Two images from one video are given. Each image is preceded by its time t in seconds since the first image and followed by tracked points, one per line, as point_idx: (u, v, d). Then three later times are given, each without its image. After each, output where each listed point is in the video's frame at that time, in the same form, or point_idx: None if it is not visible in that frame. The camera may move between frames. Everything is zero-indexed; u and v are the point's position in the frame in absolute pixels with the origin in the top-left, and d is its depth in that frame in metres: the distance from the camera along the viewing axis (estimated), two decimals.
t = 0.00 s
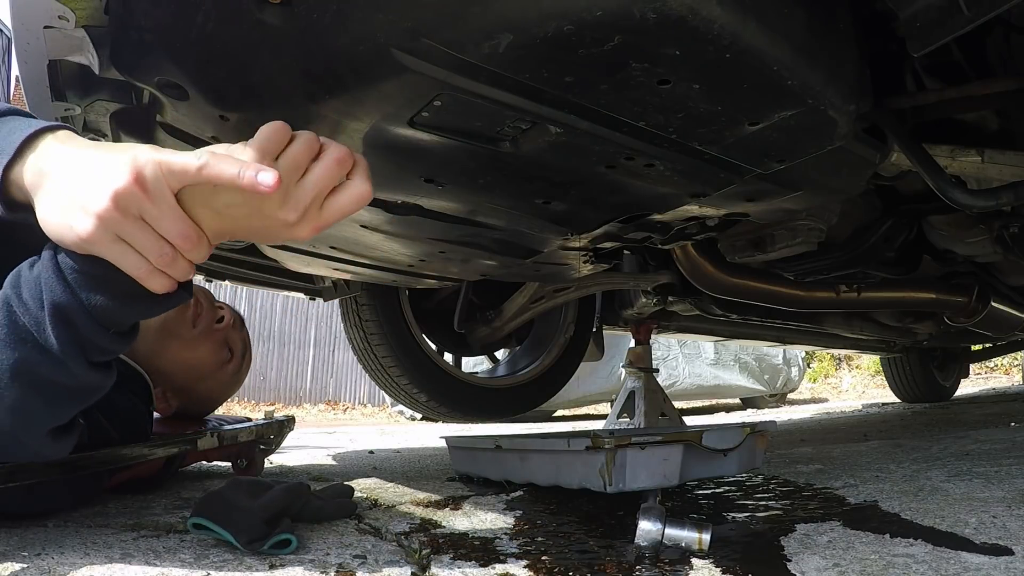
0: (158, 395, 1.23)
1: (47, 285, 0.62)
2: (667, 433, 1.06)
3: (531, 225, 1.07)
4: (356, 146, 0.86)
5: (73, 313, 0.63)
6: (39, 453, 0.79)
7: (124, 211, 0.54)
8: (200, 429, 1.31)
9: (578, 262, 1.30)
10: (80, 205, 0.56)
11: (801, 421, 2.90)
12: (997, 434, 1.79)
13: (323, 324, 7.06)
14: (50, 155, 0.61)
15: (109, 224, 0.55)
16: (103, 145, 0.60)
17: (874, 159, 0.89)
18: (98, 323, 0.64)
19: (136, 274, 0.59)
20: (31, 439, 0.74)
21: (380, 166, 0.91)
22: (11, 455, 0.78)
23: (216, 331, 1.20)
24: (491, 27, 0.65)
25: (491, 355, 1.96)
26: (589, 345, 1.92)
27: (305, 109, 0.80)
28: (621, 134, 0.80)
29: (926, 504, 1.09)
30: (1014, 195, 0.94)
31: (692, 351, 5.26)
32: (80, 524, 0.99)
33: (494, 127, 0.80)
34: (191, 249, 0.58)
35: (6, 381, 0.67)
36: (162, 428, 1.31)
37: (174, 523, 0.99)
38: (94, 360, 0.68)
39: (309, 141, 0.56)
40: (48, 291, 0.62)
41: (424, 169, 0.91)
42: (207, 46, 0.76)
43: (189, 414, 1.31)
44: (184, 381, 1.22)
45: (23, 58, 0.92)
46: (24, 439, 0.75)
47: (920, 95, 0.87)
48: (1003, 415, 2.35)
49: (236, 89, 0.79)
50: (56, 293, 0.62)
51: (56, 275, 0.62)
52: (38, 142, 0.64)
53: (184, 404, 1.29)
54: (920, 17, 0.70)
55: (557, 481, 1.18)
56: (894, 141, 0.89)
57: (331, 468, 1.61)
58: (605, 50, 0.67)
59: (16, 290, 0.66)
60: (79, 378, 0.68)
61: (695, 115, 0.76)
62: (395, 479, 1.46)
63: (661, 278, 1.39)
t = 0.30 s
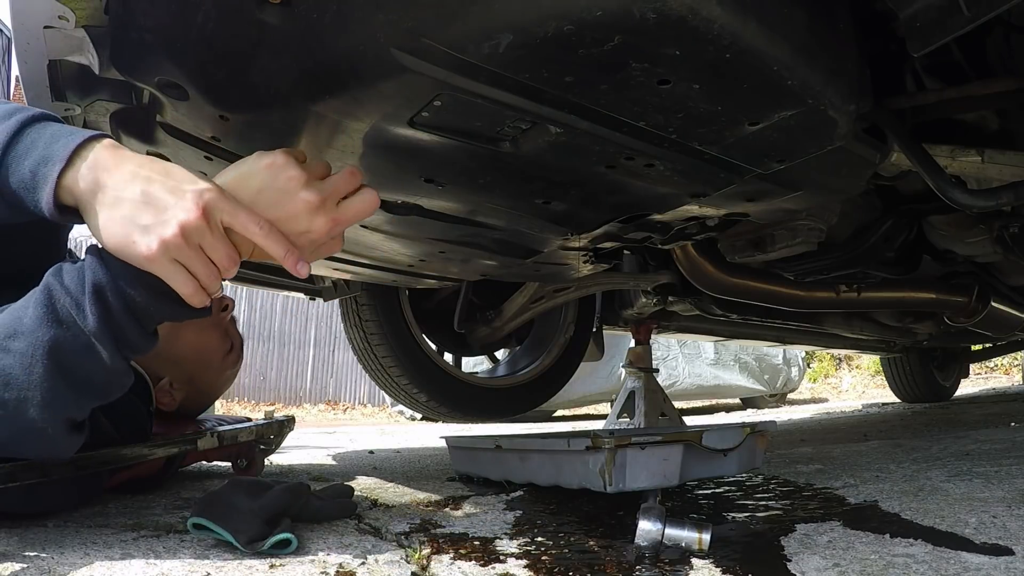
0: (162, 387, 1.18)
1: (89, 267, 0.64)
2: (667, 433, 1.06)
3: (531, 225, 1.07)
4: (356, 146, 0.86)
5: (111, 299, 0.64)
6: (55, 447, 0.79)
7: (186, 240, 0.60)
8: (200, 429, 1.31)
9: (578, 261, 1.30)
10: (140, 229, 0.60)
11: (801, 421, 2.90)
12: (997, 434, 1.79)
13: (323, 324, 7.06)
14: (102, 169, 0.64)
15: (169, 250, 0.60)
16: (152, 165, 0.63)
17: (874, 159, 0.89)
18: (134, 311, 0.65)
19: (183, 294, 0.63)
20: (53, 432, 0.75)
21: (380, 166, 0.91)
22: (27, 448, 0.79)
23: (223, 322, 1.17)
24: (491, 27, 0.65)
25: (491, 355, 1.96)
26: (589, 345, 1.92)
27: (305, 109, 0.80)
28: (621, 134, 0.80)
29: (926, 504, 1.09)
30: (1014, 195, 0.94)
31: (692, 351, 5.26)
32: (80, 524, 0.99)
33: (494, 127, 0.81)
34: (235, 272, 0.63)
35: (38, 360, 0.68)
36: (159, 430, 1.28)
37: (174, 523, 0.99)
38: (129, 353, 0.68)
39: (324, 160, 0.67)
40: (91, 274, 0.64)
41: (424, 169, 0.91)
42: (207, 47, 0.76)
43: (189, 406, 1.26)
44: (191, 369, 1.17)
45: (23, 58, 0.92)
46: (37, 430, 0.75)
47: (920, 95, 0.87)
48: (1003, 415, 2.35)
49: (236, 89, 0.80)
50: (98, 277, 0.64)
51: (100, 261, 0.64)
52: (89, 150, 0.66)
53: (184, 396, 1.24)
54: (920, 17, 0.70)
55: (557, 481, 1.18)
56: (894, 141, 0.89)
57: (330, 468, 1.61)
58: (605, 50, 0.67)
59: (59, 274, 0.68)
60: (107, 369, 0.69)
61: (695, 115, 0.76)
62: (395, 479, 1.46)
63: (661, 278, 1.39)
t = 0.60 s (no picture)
0: (164, 381, 1.14)
1: (113, 267, 0.68)
2: (667, 433, 1.06)
3: (531, 225, 1.07)
4: (356, 146, 0.86)
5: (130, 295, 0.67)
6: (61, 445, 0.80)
7: (221, 264, 0.64)
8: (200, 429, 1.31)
9: (578, 261, 1.30)
10: (179, 252, 0.64)
11: (801, 421, 2.90)
12: (997, 434, 1.79)
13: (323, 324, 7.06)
14: (145, 187, 0.67)
15: (205, 273, 0.63)
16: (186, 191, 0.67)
17: (874, 159, 0.89)
18: (151, 310, 0.68)
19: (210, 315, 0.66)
20: (64, 432, 0.76)
21: (380, 166, 0.91)
22: (35, 444, 0.79)
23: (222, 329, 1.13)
24: (491, 27, 0.65)
25: (491, 355, 1.96)
26: (589, 345, 1.92)
27: (306, 109, 0.80)
28: (621, 134, 0.80)
29: (926, 504, 1.09)
30: (1014, 195, 0.94)
31: (692, 351, 5.26)
32: (80, 524, 0.99)
33: (494, 127, 0.80)
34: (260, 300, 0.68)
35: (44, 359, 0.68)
36: (156, 430, 1.27)
37: (174, 524, 0.99)
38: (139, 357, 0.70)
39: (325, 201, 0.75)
40: (112, 272, 0.68)
41: (424, 169, 0.91)
42: (207, 47, 0.76)
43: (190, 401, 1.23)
44: (193, 370, 1.14)
45: (23, 59, 0.92)
46: (42, 427, 0.75)
47: (920, 96, 0.87)
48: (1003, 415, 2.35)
49: (236, 88, 0.80)
50: (120, 274, 0.67)
51: (124, 263, 0.68)
52: (131, 165, 0.68)
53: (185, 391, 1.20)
54: (920, 16, 0.70)
55: (557, 481, 1.18)
56: (894, 141, 0.89)
57: (330, 468, 1.61)
58: (605, 50, 0.67)
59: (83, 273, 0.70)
60: (114, 366, 0.70)
61: (695, 115, 0.76)
62: (395, 479, 1.46)
63: (661, 278, 1.39)
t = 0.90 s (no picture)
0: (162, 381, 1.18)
1: (127, 272, 0.67)
2: (667, 433, 1.06)
3: (531, 225, 1.07)
4: (356, 145, 0.86)
5: (142, 307, 0.66)
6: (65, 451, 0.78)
7: (254, 238, 0.66)
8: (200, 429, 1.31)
9: (579, 261, 1.30)
10: (214, 228, 0.66)
11: (801, 421, 2.90)
12: (997, 434, 1.79)
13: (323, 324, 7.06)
14: (183, 181, 0.71)
15: (238, 245, 0.66)
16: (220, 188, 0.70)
17: (874, 159, 0.89)
18: (165, 317, 0.67)
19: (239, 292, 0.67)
20: (68, 437, 0.75)
21: (380, 165, 0.91)
22: (39, 448, 0.78)
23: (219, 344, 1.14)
24: (491, 27, 0.65)
25: (491, 355, 1.96)
26: (589, 345, 1.92)
27: (306, 109, 0.80)
28: (621, 134, 0.80)
29: (926, 504, 1.09)
30: (1014, 195, 0.94)
31: (692, 351, 5.26)
32: (80, 524, 0.99)
33: (494, 127, 0.80)
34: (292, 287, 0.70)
35: (52, 367, 0.68)
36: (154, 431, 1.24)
37: (174, 523, 0.99)
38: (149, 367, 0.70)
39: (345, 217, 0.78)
40: (126, 281, 0.67)
41: (424, 169, 0.91)
42: (206, 46, 0.76)
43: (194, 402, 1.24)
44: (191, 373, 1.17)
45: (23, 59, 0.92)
46: (47, 432, 0.74)
47: (919, 96, 0.87)
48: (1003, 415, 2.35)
49: (236, 88, 0.80)
50: (134, 284, 0.66)
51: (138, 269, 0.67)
52: (172, 169, 0.72)
53: (186, 390, 1.23)
54: (920, 17, 0.70)
55: (557, 481, 1.18)
56: (894, 141, 0.89)
57: (330, 468, 1.61)
58: (605, 50, 0.67)
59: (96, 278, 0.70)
60: (123, 372, 0.69)
61: (695, 115, 0.76)
62: (395, 479, 1.46)
63: (661, 278, 1.39)
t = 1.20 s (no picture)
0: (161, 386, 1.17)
1: (131, 283, 0.65)
2: (667, 433, 1.06)
3: (531, 225, 1.07)
4: (356, 145, 0.86)
5: (147, 321, 0.65)
6: (64, 456, 0.77)
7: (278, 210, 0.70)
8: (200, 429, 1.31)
9: (578, 261, 1.31)
10: (239, 207, 0.70)
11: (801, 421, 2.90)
12: (997, 434, 1.79)
13: (323, 324, 7.06)
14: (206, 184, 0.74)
15: (263, 215, 0.69)
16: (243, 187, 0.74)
17: (874, 159, 0.89)
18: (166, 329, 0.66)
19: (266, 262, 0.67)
20: (66, 442, 0.74)
21: (380, 165, 0.91)
22: (36, 454, 0.77)
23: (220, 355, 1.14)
24: (490, 27, 0.65)
25: (491, 355, 1.96)
26: (589, 345, 1.92)
27: (306, 108, 0.80)
28: (621, 134, 0.80)
29: (926, 504, 1.09)
30: (1014, 195, 0.94)
31: (692, 351, 5.26)
32: (80, 524, 0.99)
33: (494, 127, 0.80)
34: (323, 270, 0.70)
35: (53, 378, 0.67)
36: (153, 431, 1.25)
37: (174, 523, 0.99)
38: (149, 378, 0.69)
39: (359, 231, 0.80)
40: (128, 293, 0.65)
41: (424, 169, 0.91)
42: (206, 46, 0.76)
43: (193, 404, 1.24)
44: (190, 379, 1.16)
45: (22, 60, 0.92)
46: (46, 438, 0.73)
47: (919, 96, 0.87)
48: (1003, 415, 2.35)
49: (236, 88, 0.80)
50: (137, 297, 0.65)
51: (141, 280, 0.66)
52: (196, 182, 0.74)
53: (184, 392, 1.22)
54: (920, 17, 0.70)
55: (557, 481, 1.18)
56: (894, 141, 0.89)
57: (330, 468, 1.61)
58: (605, 50, 0.67)
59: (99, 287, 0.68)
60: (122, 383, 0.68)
61: (695, 115, 0.76)
62: (395, 479, 1.46)
63: (661, 278, 1.39)
